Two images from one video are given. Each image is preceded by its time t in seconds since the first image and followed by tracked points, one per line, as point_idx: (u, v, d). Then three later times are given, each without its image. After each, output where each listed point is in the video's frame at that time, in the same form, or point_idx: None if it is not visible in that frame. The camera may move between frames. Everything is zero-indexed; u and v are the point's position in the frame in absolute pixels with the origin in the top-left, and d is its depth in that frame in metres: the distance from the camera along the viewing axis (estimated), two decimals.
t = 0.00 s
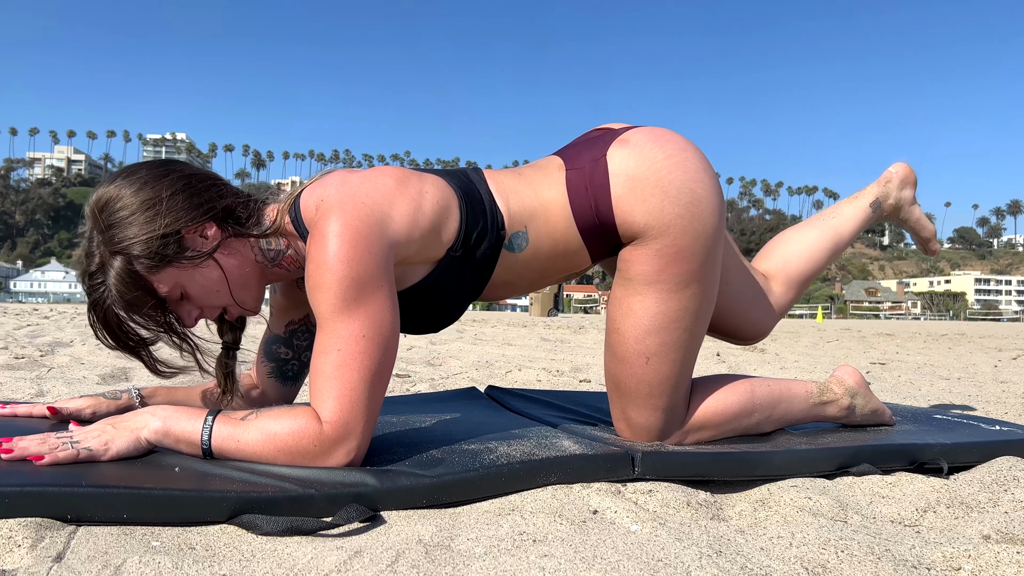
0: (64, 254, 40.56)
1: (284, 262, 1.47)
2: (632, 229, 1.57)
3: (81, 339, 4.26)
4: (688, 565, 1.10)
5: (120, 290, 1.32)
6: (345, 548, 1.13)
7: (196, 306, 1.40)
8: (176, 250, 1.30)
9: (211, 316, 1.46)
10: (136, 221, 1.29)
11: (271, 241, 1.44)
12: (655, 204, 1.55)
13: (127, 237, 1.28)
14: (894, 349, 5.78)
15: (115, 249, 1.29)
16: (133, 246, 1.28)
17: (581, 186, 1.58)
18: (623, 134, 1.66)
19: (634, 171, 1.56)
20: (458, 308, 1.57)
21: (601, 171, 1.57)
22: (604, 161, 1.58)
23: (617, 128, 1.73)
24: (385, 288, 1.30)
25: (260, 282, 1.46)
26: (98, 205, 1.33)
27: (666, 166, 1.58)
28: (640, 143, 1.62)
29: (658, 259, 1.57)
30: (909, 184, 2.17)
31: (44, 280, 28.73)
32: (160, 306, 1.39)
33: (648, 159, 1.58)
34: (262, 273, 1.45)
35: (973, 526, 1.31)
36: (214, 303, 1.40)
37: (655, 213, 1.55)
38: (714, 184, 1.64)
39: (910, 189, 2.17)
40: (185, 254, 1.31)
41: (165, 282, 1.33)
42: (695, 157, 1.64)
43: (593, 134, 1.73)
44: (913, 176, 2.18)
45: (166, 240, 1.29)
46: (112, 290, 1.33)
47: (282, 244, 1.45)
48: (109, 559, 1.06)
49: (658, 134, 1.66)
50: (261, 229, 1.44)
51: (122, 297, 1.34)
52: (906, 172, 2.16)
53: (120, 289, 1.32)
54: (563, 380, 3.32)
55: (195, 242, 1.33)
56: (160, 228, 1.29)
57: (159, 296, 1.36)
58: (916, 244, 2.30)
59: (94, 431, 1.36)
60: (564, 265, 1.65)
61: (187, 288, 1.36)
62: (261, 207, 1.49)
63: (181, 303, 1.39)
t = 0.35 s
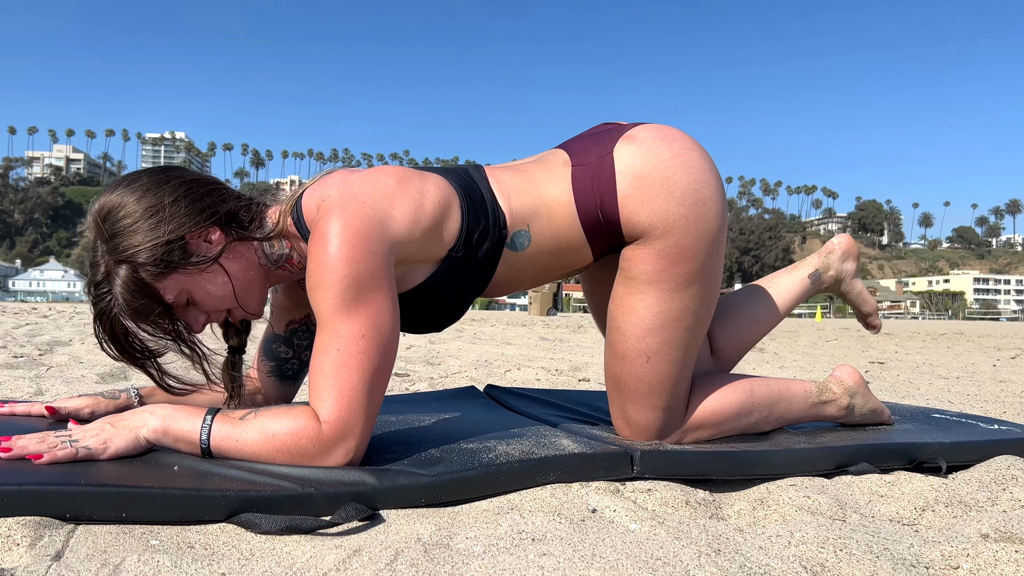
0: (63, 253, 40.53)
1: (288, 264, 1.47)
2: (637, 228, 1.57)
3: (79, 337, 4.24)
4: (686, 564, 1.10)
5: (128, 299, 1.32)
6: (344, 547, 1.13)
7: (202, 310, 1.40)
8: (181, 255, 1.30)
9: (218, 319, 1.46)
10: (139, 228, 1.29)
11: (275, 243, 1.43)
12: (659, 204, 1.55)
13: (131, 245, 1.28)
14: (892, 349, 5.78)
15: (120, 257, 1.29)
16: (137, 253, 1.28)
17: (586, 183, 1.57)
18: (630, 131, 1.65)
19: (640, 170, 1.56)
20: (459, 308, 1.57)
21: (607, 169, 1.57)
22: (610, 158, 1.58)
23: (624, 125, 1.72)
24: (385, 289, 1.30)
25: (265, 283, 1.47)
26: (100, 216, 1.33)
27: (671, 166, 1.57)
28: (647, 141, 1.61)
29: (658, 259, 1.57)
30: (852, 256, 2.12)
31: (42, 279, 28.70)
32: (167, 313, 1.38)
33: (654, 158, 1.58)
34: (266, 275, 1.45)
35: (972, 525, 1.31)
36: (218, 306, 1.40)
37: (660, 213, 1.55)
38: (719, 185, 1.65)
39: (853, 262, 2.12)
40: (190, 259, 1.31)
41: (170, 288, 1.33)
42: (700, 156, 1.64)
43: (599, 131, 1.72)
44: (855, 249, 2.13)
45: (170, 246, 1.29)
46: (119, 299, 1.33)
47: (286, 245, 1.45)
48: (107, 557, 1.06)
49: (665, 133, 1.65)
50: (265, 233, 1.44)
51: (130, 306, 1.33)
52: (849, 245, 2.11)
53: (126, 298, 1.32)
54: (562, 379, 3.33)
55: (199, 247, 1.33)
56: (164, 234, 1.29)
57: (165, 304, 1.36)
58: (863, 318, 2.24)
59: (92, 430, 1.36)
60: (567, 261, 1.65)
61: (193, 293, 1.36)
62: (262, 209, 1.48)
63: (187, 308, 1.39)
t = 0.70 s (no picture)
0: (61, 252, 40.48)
1: (293, 263, 1.47)
2: (640, 227, 1.58)
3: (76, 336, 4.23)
4: (685, 562, 1.10)
5: (135, 298, 1.31)
6: (342, 545, 1.13)
7: (208, 312, 1.39)
8: (189, 253, 1.30)
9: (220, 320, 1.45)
10: (146, 227, 1.28)
11: (281, 243, 1.44)
12: (662, 202, 1.55)
13: (138, 243, 1.28)
14: (890, 347, 5.79)
15: (127, 256, 1.28)
16: (145, 251, 1.27)
17: (589, 181, 1.57)
18: (632, 129, 1.65)
19: (643, 168, 1.56)
20: (463, 307, 1.57)
21: (610, 166, 1.57)
22: (613, 156, 1.58)
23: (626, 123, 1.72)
24: (388, 287, 1.30)
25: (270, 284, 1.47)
26: (105, 218, 1.32)
27: (674, 164, 1.57)
28: (649, 139, 1.61)
29: (659, 257, 1.57)
30: (845, 248, 2.12)
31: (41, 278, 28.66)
32: (174, 313, 1.37)
33: (657, 156, 1.57)
34: (271, 275, 1.45)
35: (970, 523, 1.31)
36: (225, 306, 1.39)
37: (662, 212, 1.55)
38: (722, 184, 1.65)
39: (847, 253, 2.12)
40: (198, 257, 1.31)
41: (179, 287, 1.31)
42: (703, 155, 1.64)
43: (599, 130, 1.72)
44: (849, 240, 2.12)
45: (178, 244, 1.29)
46: (125, 299, 1.32)
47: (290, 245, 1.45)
48: (106, 556, 1.06)
49: (668, 131, 1.65)
50: (270, 232, 1.44)
51: (137, 305, 1.32)
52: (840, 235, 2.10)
53: (133, 297, 1.31)
54: (560, 377, 3.33)
55: (207, 246, 1.32)
56: (171, 232, 1.29)
57: (172, 303, 1.35)
58: (863, 310, 2.24)
59: (91, 428, 1.36)
60: (569, 259, 1.65)
61: (200, 293, 1.35)
62: (267, 209, 1.49)
63: (194, 309, 1.38)
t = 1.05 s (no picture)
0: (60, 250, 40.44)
1: (284, 262, 1.47)
2: (631, 227, 1.57)
3: (76, 335, 4.22)
4: (684, 560, 1.10)
5: (117, 282, 1.31)
6: (342, 543, 1.13)
7: (189, 306, 1.39)
8: (178, 246, 1.30)
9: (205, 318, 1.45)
10: (138, 214, 1.29)
11: (272, 240, 1.44)
12: (653, 203, 1.55)
13: (128, 229, 1.28)
14: (890, 346, 5.79)
15: (116, 240, 1.29)
16: (133, 238, 1.28)
17: (579, 182, 1.57)
18: (624, 130, 1.65)
19: (633, 169, 1.56)
20: (459, 304, 1.57)
21: (600, 169, 1.57)
22: (604, 158, 1.58)
23: (618, 123, 1.72)
24: (385, 285, 1.30)
25: (258, 283, 1.46)
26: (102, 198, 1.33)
27: (664, 164, 1.57)
28: (640, 140, 1.61)
29: (655, 255, 1.57)
30: (902, 56, 2.10)
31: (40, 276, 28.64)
32: (155, 302, 1.37)
33: (647, 158, 1.57)
34: (261, 273, 1.45)
35: (969, 521, 1.31)
36: (211, 304, 1.39)
37: (653, 212, 1.55)
38: (716, 182, 1.64)
39: (904, 62, 2.10)
40: (186, 251, 1.31)
41: (162, 278, 1.32)
42: (696, 154, 1.63)
43: (593, 131, 1.72)
44: (906, 50, 2.10)
45: (168, 235, 1.29)
46: (108, 281, 1.32)
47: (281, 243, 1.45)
48: (106, 554, 1.06)
49: (660, 131, 1.65)
50: (262, 231, 1.44)
51: (118, 289, 1.32)
52: (899, 44, 2.09)
53: (115, 281, 1.31)
54: (560, 376, 3.33)
55: (196, 241, 1.32)
56: (162, 222, 1.29)
57: (154, 292, 1.35)
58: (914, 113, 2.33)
59: (90, 426, 1.36)
60: (562, 260, 1.64)
61: (184, 287, 1.35)
62: (263, 206, 1.48)
63: (174, 301, 1.38)
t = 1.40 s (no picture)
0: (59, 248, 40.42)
1: (284, 261, 1.47)
2: (626, 230, 1.57)
3: (76, 333, 4.22)
4: (684, 556, 1.10)
5: (115, 289, 1.31)
6: (341, 540, 1.13)
7: (189, 309, 1.39)
8: (174, 251, 1.30)
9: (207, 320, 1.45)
10: (133, 220, 1.28)
11: (270, 240, 1.44)
12: (645, 207, 1.55)
13: (124, 236, 1.28)
14: (889, 343, 5.80)
15: (111, 247, 1.28)
16: (129, 245, 1.27)
17: (574, 188, 1.57)
18: (614, 130, 1.63)
19: (624, 174, 1.55)
20: (457, 303, 1.57)
21: (593, 176, 1.56)
22: (596, 166, 1.56)
23: (611, 122, 1.69)
24: (385, 285, 1.30)
25: (257, 283, 1.46)
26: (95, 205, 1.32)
27: (656, 166, 1.55)
28: (630, 142, 1.59)
29: (653, 253, 1.56)
30: None
31: (39, 274, 28.62)
32: (155, 308, 1.37)
33: (638, 161, 1.56)
34: (260, 271, 1.46)
35: (968, 518, 1.31)
36: (211, 306, 1.40)
37: (647, 215, 1.55)
38: (710, 181, 1.63)
39: None
40: (183, 255, 1.31)
41: (160, 283, 1.32)
42: (688, 152, 1.61)
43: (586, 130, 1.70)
44: None
45: (164, 241, 1.29)
46: (106, 289, 1.32)
47: (281, 243, 1.45)
48: (105, 551, 1.06)
49: (650, 129, 1.62)
50: (260, 231, 1.43)
51: (116, 296, 1.32)
52: None
53: (113, 288, 1.31)
54: (559, 373, 3.33)
55: (193, 245, 1.32)
56: (157, 228, 1.28)
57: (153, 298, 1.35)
58: None
59: (88, 424, 1.36)
60: (561, 262, 1.64)
61: (182, 290, 1.35)
62: (259, 207, 1.48)
63: (174, 305, 1.38)
